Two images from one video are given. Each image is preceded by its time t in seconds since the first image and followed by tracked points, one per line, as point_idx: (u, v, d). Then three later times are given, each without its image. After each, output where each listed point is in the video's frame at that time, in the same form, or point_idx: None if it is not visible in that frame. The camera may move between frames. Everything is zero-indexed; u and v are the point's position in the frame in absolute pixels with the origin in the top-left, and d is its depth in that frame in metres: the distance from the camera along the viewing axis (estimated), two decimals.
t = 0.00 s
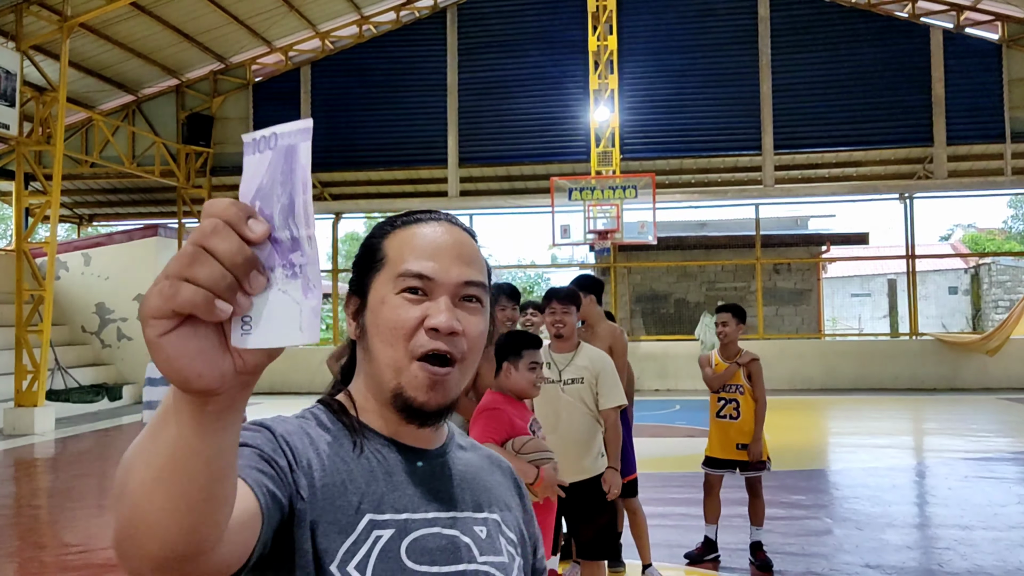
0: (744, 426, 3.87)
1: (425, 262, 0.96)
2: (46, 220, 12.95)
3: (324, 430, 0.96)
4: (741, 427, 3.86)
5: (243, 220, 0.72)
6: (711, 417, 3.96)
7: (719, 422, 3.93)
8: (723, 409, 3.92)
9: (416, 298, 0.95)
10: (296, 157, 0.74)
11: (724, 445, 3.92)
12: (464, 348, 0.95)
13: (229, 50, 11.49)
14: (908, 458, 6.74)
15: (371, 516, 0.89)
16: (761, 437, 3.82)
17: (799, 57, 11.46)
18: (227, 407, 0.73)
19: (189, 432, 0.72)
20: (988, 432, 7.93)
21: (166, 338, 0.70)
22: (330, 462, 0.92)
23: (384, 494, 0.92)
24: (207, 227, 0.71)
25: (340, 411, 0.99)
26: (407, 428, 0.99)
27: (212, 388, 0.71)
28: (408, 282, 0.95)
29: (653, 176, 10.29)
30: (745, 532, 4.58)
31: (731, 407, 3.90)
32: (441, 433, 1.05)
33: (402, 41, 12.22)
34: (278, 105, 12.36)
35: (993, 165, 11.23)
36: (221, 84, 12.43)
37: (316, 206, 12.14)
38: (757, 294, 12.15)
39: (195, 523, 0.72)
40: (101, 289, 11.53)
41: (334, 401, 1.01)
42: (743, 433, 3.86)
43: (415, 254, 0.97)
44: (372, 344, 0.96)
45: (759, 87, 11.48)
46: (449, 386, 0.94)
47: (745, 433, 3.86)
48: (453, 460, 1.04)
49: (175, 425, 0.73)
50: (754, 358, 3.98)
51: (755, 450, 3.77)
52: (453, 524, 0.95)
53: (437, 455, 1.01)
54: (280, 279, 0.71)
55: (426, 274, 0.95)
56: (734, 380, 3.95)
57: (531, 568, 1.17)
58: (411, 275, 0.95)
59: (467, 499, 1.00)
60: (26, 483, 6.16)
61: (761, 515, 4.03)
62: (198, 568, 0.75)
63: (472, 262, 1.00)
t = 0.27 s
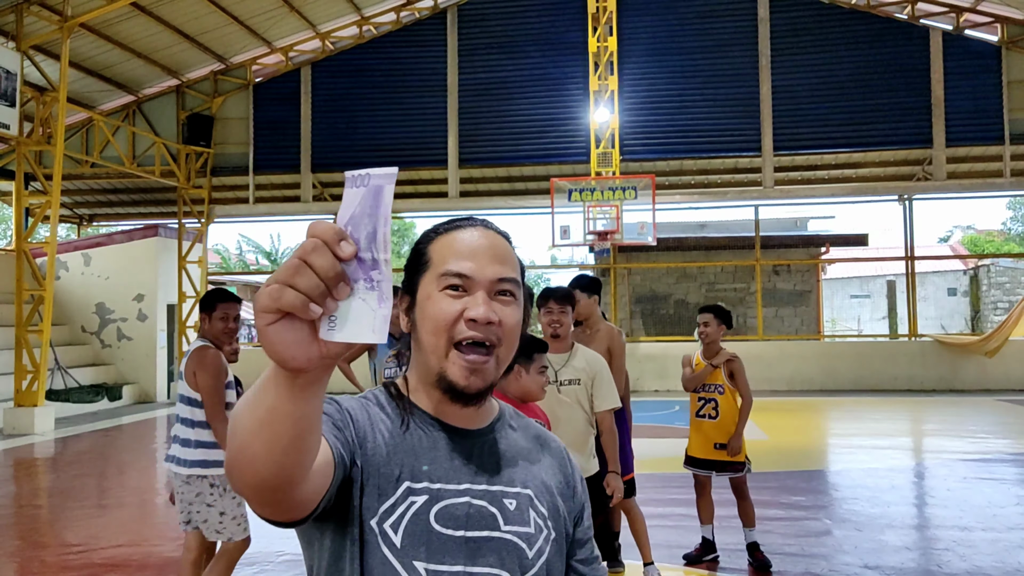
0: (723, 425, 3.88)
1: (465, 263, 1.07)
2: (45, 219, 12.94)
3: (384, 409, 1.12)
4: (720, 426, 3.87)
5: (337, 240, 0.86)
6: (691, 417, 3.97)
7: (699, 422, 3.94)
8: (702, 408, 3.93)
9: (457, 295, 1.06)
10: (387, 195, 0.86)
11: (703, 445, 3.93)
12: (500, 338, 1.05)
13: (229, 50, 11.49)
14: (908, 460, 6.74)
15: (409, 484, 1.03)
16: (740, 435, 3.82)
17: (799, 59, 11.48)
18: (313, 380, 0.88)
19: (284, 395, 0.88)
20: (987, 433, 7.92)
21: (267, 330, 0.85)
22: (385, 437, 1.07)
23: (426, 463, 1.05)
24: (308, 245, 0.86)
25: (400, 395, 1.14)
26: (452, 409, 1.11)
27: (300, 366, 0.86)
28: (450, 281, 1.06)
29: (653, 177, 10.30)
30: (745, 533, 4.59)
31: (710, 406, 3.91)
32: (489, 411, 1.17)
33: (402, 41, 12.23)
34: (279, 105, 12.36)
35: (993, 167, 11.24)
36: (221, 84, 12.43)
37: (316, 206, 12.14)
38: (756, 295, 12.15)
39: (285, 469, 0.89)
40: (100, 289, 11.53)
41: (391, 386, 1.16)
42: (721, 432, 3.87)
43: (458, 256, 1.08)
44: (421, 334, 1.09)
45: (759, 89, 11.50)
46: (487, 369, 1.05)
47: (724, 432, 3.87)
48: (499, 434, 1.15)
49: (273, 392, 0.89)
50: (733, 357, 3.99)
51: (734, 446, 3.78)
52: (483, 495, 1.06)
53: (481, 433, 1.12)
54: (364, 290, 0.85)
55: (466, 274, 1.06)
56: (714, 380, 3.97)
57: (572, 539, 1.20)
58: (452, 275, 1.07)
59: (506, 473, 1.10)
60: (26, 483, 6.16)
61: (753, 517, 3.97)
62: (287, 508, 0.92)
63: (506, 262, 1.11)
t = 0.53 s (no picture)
0: (709, 427, 3.88)
1: (470, 271, 1.09)
2: (44, 219, 12.94)
3: (386, 395, 1.14)
4: (707, 428, 3.87)
5: (370, 225, 0.93)
6: (677, 419, 3.97)
7: (685, 424, 3.94)
8: (689, 410, 3.94)
9: (464, 299, 1.08)
10: (419, 190, 0.96)
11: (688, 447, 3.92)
12: (502, 337, 1.08)
13: (229, 50, 11.50)
14: (906, 461, 6.75)
15: (408, 465, 1.06)
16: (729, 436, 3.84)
17: (799, 60, 11.49)
18: (333, 346, 0.93)
19: (304, 357, 0.94)
20: (985, 434, 7.94)
21: (302, 292, 0.92)
22: (386, 420, 1.10)
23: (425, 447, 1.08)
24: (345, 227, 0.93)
25: (404, 389, 1.15)
26: (450, 398, 1.13)
27: (322, 329, 0.92)
28: (457, 287, 1.08)
29: (652, 178, 10.31)
30: (743, 534, 4.59)
31: (697, 408, 3.92)
32: (485, 402, 1.19)
33: (402, 42, 12.24)
34: (278, 106, 12.36)
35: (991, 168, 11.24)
36: (221, 85, 12.44)
37: (316, 207, 12.14)
38: (755, 297, 12.16)
39: (297, 427, 0.94)
40: (100, 289, 11.53)
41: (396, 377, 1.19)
42: (708, 434, 3.87)
43: (465, 261, 1.10)
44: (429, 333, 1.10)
45: (758, 90, 11.51)
46: (491, 367, 1.07)
47: (711, 433, 3.87)
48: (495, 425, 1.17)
49: (299, 350, 0.95)
50: (719, 357, 4.00)
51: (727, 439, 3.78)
52: (475, 478, 1.08)
53: (477, 424, 1.14)
54: (386, 272, 0.93)
55: (472, 280, 1.08)
56: (700, 381, 3.97)
57: (562, 519, 1.21)
58: (461, 281, 1.08)
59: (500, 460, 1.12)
60: (25, 483, 6.16)
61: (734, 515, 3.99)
62: (298, 467, 0.97)
63: (505, 269, 1.13)
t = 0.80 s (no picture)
0: (703, 426, 3.88)
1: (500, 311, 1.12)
2: (42, 220, 12.93)
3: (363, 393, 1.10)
4: (702, 427, 3.87)
5: (400, 246, 0.92)
6: (672, 420, 3.95)
7: (680, 425, 3.92)
8: (683, 410, 3.93)
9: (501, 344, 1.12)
10: (447, 221, 0.93)
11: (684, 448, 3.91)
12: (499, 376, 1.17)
13: (229, 50, 11.49)
14: (905, 462, 6.75)
15: (393, 462, 1.03)
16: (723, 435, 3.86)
17: (798, 61, 11.49)
18: (353, 348, 0.93)
19: (329, 357, 0.93)
20: (984, 435, 7.95)
21: (336, 300, 0.90)
22: (371, 415, 1.05)
23: (412, 444, 1.05)
24: (384, 246, 0.92)
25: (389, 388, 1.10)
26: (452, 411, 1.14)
27: (349, 332, 0.92)
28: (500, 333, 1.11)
29: (651, 179, 10.31)
30: (742, 535, 4.59)
31: (691, 408, 3.91)
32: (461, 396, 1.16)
33: (401, 43, 12.23)
34: (278, 106, 12.36)
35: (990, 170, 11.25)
36: (221, 85, 12.44)
37: (315, 207, 12.14)
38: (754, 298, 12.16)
39: (313, 423, 0.93)
40: (99, 289, 11.52)
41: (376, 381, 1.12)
42: (703, 434, 3.86)
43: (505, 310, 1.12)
44: (471, 372, 1.10)
45: (757, 91, 11.51)
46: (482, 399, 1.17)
47: (706, 433, 3.87)
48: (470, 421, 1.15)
49: (318, 350, 0.94)
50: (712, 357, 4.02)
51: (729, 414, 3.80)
52: (452, 470, 1.05)
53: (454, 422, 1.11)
54: (411, 288, 0.92)
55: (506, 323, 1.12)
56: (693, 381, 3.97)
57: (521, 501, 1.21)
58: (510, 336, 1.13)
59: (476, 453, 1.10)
60: (22, 483, 6.15)
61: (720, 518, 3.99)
62: (302, 464, 0.96)
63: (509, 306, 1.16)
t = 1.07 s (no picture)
0: (703, 425, 3.94)
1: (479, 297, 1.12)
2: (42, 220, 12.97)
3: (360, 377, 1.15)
4: (702, 426, 3.92)
5: (386, 251, 0.95)
6: (671, 420, 3.99)
7: (679, 424, 3.96)
8: (683, 410, 3.96)
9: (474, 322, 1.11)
10: (424, 228, 0.97)
11: (683, 447, 3.95)
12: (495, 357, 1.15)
13: (229, 51, 11.53)
14: (902, 462, 6.80)
15: (400, 440, 1.11)
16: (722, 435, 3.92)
17: (796, 64, 11.55)
18: (349, 345, 0.97)
19: (327, 355, 0.97)
20: (980, 435, 8.01)
21: (334, 300, 0.94)
22: (376, 398, 1.12)
23: (417, 424, 1.12)
24: (369, 256, 0.95)
25: (387, 374, 1.16)
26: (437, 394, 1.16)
27: (346, 330, 0.96)
28: (472, 310, 1.11)
29: (650, 181, 10.36)
30: (739, 535, 4.64)
31: (690, 407, 3.96)
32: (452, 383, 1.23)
33: (401, 44, 12.28)
34: (278, 108, 12.40)
35: (987, 171, 11.33)
36: (221, 87, 12.49)
37: (315, 208, 12.18)
38: (752, 299, 12.19)
39: (313, 417, 0.98)
40: (99, 289, 11.55)
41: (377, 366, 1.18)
42: (704, 433, 3.92)
43: (465, 286, 1.12)
44: (434, 342, 1.12)
45: (755, 93, 11.57)
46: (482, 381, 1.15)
47: (706, 433, 3.92)
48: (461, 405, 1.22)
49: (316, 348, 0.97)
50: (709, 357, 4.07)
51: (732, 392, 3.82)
52: (454, 450, 1.14)
53: (449, 406, 1.18)
54: (399, 287, 0.95)
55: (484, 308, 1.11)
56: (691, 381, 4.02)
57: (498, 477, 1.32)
58: (476, 308, 1.11)
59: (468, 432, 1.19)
60: (24, 483, 6.19)
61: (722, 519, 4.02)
62: (308, 451, 1.01)
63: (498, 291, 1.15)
